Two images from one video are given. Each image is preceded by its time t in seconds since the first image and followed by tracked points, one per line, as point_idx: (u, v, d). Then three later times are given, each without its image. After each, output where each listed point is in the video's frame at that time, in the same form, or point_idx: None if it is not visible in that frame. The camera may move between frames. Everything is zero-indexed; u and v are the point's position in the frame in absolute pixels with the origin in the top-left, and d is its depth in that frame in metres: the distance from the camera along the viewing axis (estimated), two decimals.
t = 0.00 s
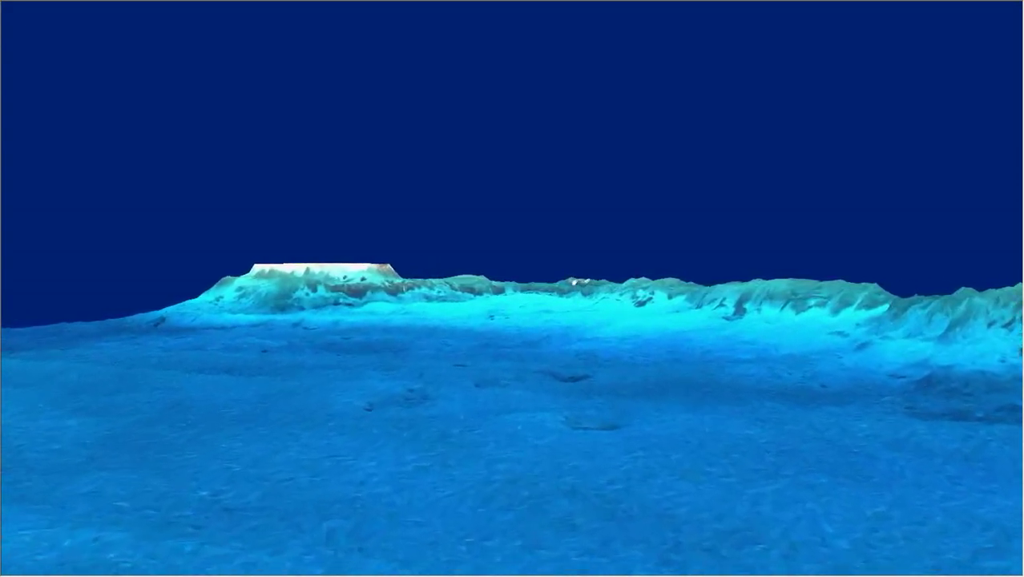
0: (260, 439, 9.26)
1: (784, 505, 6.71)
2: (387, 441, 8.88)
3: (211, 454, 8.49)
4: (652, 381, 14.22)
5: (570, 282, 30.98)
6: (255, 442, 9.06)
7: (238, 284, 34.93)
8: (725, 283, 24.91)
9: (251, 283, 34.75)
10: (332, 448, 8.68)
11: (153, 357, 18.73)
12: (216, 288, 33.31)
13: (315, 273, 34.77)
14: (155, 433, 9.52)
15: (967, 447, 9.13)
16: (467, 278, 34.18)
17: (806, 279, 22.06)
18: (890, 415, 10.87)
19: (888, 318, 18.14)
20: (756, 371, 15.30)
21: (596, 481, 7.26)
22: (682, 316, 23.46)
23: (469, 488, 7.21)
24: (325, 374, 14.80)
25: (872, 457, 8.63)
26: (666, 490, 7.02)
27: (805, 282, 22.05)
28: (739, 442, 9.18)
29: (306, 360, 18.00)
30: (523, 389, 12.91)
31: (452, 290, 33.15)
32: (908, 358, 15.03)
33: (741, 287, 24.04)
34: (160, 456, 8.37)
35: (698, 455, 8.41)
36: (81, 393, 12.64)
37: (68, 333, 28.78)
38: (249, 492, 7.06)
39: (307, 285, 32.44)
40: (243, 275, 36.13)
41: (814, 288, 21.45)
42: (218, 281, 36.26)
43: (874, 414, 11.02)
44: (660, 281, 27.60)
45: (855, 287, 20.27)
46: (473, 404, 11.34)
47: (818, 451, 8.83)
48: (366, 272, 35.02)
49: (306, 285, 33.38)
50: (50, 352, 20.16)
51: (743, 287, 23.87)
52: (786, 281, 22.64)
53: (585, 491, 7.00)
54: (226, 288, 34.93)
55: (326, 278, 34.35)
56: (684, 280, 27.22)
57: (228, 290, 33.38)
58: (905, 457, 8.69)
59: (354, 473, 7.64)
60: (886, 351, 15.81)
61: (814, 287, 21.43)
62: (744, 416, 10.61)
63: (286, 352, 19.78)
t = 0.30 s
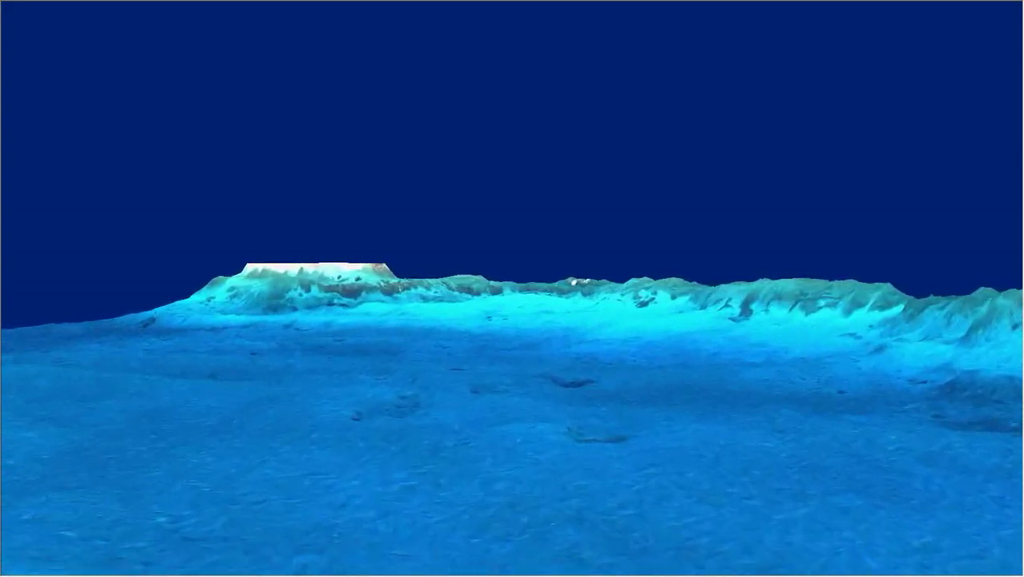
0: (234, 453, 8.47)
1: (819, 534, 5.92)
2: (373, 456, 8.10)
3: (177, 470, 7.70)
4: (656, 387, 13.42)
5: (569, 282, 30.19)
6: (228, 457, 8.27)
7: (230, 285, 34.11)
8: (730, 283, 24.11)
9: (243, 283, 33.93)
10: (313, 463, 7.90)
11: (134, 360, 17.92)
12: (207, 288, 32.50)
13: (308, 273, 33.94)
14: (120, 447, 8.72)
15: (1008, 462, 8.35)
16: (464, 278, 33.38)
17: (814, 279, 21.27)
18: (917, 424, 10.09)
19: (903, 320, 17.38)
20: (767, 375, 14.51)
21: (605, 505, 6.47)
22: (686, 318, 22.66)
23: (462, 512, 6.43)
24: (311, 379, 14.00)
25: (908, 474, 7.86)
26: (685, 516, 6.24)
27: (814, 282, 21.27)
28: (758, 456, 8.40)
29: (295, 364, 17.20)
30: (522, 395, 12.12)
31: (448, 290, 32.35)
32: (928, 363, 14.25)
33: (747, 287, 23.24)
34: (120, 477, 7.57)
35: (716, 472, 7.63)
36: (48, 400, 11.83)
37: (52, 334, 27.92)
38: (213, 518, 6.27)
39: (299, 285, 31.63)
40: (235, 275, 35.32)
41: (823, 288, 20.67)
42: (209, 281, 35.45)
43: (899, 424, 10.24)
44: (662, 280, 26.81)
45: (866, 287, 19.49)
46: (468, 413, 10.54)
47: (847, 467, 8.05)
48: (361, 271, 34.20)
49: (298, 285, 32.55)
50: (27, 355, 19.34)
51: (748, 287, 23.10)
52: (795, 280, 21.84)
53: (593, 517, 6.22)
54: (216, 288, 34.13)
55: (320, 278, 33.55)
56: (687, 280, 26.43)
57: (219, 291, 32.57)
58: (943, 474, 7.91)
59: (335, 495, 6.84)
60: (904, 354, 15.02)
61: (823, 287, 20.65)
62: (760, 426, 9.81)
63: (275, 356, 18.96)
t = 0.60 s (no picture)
0: (208, 468, 7.79)
1: (857, 566, 5.24)
2: (360, 473, 7.41)
3: (142, 489, 7.01)
4: (663, 392, 12.71)
5: (569, 282, 29.50)
6: (200, 473, 7.58)
7: (223, 285, 33.42)
8: (735, 283, 23.42)
9: (236, 283, 33.23)
10: (293, 480, 7.21)
11: (118, 363, 17.20)
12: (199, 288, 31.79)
13: (303, 273, 33.24)
14: (85, 462, 8.03)
15: None
16: (461, 278, 32.68)
17: (823, 279, 20.57)
18: (945, 435, 9.41)
19: (917, 322, 16.68)
20: (777, 380, 13.80)
21: (615, 532, 5.79)
22: (690, 319, 21.97)
23: (455, 539, 5.75)
24: (298, 384, 13.29)
25: (943, 493, 7.18)
26: (705, 545, 5.56)
27: (822, 282, 20.57)
28: (779, 473, 7.71)
29: (284, 367, 16.51)
30: (521, 403, 11.41)
31: (446, 291, 31.66)
32: (947, 366, 13.54)
33: (753, 288, 22.56)
34: (77, 497, 6.89)
35: (735, 491, 6.95)
36: (17, 408, 11.12)
37: (39, 335, 27.19)
38: (175, 548, 5.58)
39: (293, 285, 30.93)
40: (228, 275, 34.63)
41: (831, 288, 19.97)
42: (202, 281, 34.76)
43: (925, 433, 9.55)
44: (665, 280, 26.13)
45: (877, 287, 18.79)
46: (463, 422, 9.84)
47: (876, 485, 7.37)
48: (356, 271, 33.50)
49: (292, 285, 31.85)
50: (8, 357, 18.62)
51: (755, 287, 22.40)
52: (803, 280, 21.15)
53: (601, 547, 5.54)
54: (209, 288, 33.43)
55: (315, 278, 32.87)
56: (690, 280, 25.74)
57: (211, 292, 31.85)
58: (983, 492, 7.23)
59: (313, 518, 6.16)
60: (922, 358, 14.32)
61: (832, 287, 19.95)
62: (778, 437, 9.12)
63: (264, 359, 18.26)
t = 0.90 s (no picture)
0: (171, 489, 6.98)
1: None
2: (340, 496, 6.61)
3: (92, 517, 6.21)
4: (672, 400, 11.89)
5: (569, 283, 28.70)
6: (162, 496, 6.78)
7: (214, 285, 32.61)
8: (741, 283, 22.61)
9: (228, 283, 32.43)
10: (265, 505, 6.40)
11: (97, 367, 16.37)
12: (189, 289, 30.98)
13: (296, 273, 32.44)
14: (34, 484, 7.22)
15: None
16: (458, 278, 31.88)
17: (834, 279, 19.77)
18: (983, 448, 8.61)
19: (936, 324, 15.89)
20: (792, 385, 13.00)
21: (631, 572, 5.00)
22: (695, 321, 21.16)
23: None
24: (282, 391, 12.46)
25: (997, 519, 6.38)
26: None
27: (833, 281, 19.77)
28: (808, 496, 6.92)
29: (271, 371, 15.72)
30: (520, 411, 10.59)
31: (443, 291, 30.85)
32: (973, 372, 12.74)
33: (760, 287, 21.75)
34: (19, 528, 6.09)
35: (764, 519, 6.15)
36: None
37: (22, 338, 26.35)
38: None
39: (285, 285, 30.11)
40: (220, 275, 33.82)
41: (842, 288, 19.18)
42: (194, 282, 33.96)
43: (960, 447, 8.76)
44: (668, 279, 25.32)
45: (891, 286, 18.00)
46: (456, 435, 9.04)
47: (918, 511, 6.57)
48: (351, 271, 32.69)
49: (285, 285, 31.04)
50: None
51: (762, 287, 21.61)
52: (813, 280, 20.35)
53: None
54: (200, 289, 32.62)
55: (308, 278, 32.06)
56: (694, 280, 24.94)
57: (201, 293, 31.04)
58: None
59: (282, 553, 5.36)
60: (945, 362, 13.52)
61: (843, 287, 19.15)
62: (804, 452, 8.31)
63: (252, 363, 17.41)
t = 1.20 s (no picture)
0: (133, 511, 6.30)
1: None
2: (320, 521, 5.94)
3: (40, 546, 5.53)
4: (680, 407, 11.20)
5: (569, 283, 28.02)
6: (122, 519, 6.10)
7: (207, 285, 31.92)
8: (747, 283, 21.92)
9: (221, 283, 31.75)
10: (235, 531, 5.73)
11: (76, 371, 15.65)
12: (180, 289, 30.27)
13: (291, 274, 31.75)
14: None
15: None
16: (456, 278, 31.20)
17: (844, 279, 19.10)
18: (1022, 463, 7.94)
19: (953, 326, 15.22)
20: (805, 391, 12.32)
21: None
22: (699, 322, 20.48)
23: None
24: (266, 398, 11.77)
25: None
26: None
27: (842, 281, 19.09)
28: (839, 519, 6.25)
29: (258, 375, 15.06)
30: (519, 421, 9.91)
31: (440, 292, 30.17)
32: (997, 378, 12.06)
33: (767, 288, 21.07)
34: None
35: (792, 548, 5.49)
36: None
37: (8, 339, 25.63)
38: None
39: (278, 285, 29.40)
40: (213, 275, 33.14)
41: (853, 288, 18.51)
42: (186, 282, 33.27)
43: (996, 461, 8.10)
44: (671, 279, 24.63)
45: (905, 287, 17.33)
46: (450, 448, 8.35)
47: (963, 538, 5.91)
48: (346, 271, 32.01)
49: (279, 285, 30.37)
50: None
51: (769, 288, 20.93)
52: (821, 280, 19.66)
53: None
54: (192, 290, 31.91)
55: (302, 278, 31.37)
56: (698, 280, 24.26)
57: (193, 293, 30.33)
58: None
59: None
60: (966, 367, 12.84)
61: (853, 287, 18.48)
62: (827, 467, 7.66)
63: (239, 366, 16.70)
